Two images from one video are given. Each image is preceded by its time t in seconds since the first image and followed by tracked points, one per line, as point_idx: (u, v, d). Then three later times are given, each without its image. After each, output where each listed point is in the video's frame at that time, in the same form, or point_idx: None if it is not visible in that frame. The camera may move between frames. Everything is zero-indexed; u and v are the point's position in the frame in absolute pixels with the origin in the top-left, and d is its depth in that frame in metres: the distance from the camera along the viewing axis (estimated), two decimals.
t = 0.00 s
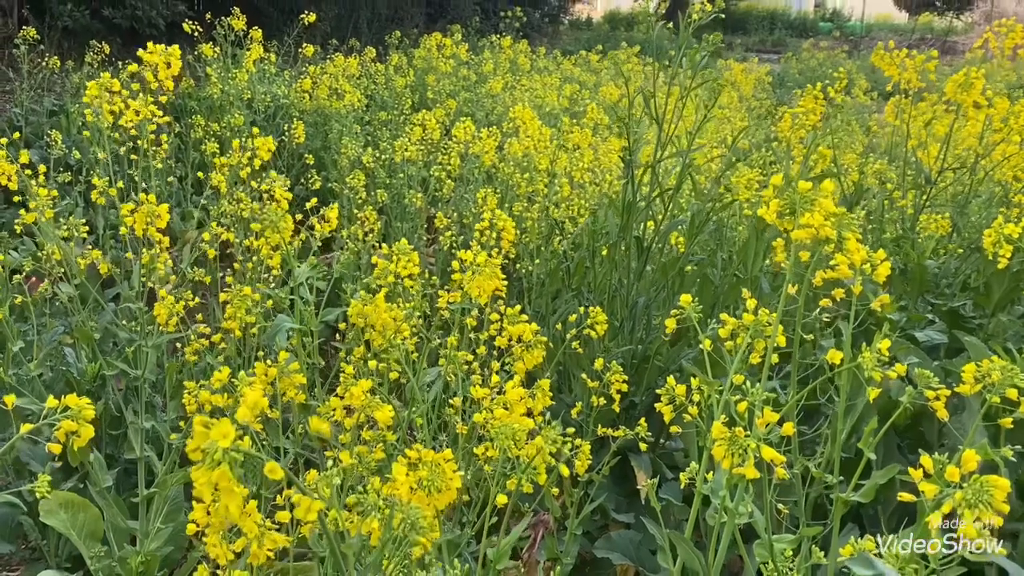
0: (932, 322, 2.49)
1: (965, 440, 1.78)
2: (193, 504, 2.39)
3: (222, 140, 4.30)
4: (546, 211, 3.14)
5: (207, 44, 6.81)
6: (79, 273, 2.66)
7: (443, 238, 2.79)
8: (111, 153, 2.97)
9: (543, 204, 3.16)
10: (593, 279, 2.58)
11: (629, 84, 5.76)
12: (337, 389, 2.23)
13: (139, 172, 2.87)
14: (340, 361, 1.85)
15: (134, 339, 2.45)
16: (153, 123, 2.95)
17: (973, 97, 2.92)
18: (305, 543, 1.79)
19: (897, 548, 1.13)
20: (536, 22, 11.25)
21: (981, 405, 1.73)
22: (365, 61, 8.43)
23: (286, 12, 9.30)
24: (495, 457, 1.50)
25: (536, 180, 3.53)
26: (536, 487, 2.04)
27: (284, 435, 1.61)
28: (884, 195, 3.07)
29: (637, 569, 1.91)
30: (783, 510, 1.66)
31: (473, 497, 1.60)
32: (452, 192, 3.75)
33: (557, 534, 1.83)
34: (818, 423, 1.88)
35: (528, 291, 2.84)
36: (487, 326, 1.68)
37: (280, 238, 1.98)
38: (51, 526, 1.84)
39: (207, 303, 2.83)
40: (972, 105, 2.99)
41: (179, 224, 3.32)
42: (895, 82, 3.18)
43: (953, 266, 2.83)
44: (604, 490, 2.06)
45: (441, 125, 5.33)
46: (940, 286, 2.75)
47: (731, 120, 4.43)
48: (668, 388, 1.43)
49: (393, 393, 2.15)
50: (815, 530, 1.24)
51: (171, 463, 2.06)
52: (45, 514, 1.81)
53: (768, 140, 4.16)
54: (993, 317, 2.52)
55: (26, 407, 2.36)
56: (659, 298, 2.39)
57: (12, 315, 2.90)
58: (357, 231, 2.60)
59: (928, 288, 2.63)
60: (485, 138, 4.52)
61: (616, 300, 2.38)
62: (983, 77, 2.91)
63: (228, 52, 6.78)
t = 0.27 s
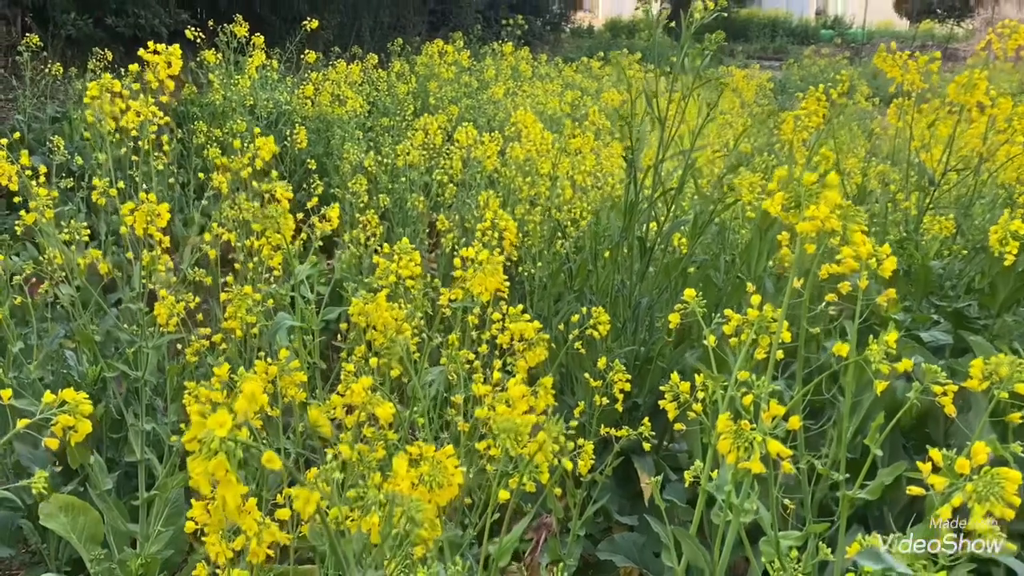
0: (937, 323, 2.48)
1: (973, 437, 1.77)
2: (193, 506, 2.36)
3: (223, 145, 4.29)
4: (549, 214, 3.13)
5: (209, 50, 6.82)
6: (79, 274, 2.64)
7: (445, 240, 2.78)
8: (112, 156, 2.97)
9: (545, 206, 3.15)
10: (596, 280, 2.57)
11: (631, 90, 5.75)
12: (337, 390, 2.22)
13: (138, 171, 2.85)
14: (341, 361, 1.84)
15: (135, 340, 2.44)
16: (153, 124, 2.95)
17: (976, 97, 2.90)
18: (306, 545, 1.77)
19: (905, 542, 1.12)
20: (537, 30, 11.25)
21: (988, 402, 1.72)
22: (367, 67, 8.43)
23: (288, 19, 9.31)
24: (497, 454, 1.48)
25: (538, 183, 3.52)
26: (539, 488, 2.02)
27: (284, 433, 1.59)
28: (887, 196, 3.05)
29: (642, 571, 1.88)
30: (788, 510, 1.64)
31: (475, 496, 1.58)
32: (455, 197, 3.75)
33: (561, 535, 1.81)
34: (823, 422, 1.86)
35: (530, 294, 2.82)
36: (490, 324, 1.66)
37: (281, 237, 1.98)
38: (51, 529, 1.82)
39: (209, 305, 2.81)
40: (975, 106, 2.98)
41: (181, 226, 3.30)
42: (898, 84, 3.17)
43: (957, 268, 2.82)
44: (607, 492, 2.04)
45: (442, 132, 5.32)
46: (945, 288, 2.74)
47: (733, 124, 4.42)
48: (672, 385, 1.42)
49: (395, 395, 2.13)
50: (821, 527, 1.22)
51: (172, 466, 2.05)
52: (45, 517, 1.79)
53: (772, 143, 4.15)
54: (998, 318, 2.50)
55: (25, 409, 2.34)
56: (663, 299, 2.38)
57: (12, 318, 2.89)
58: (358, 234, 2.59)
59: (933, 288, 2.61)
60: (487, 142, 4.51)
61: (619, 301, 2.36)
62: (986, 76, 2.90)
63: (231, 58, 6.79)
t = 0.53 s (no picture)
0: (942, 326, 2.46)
1: (981, 438, 1.75)
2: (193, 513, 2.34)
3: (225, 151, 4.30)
4: (551, 219, 3.12)
5: (212, 59, 6.83)
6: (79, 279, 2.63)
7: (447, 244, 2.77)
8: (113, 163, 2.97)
9: (547, 211, 3.14)
10: (598, 284, 2.55)
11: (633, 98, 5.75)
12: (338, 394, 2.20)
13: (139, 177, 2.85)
14: (342, 364, 1.82)
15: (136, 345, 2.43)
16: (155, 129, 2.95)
17: (979, 101, 2.90)
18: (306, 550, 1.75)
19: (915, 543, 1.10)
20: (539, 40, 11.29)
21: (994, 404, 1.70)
22: (369, 76, 8.44)
23: (291, 29, 9.35)
24: (499, 456, 1.47)
25: (540, 189, 3.51)
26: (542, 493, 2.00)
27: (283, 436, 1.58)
28: (891, 200, 3.04)
29: None
30: (794, 513, 1.62)
31: (476, 499, 1.57)
32: (457, 203, 3.74)
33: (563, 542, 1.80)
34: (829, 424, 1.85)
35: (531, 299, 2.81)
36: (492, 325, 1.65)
37: (281, 239, 1.96)
38: (52, 536, 1.80)
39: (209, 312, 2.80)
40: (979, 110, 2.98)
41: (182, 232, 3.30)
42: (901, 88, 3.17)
43: (961, 272, 2.80)
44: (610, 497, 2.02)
45: (445, 139, 5.32)
46: (950, 291, 2.71)
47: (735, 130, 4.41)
48: (676, 385, 1.40)
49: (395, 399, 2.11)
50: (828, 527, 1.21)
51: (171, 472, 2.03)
52: (44, 523, 1.78)
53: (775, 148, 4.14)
54: (1004, 321, 2.48)
55: (24, 415, 2.33)
56: (666, 303, 2.37)
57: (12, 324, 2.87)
58: (359, 239, 2.58)
59: (938, 292, 2.59)
60: (489, 149, 4.51)
61: (621, 304, 2.35)
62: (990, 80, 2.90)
63: (233, 67, 6.80)
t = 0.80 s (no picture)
0: (948, 334, 2.44)
1: (990, 444, 1.74)
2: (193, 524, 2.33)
3: (227, 163, 4.29)
4: (553, 229, 3.11)
5: (214, 73, 6.85)
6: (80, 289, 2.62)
7: (449, 253, 2.76)
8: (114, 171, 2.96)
9: (549, 221, 3.13)
10: (602, 293, 2.54)
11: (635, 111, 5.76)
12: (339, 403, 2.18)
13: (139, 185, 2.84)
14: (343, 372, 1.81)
15: (135, 355, 2.41)
16: (155, 137, 2.93)
17: (983, 109, 2.93)
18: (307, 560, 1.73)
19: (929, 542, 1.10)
20: (541, 56, 11.34)
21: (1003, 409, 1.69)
22: (371, 91, 8.46)
23: (294, 44, 9.39)
24: (502, 462, 1.45)
25: (542, 199, 3.50)
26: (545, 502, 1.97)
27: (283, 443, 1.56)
28: (894, 209, 3.03)
29: None
30: (802, 521, 1.60)
31: (480, 508, 1.55)
32: (459, 214, 3.73)
33: (567, 550, 1.77)
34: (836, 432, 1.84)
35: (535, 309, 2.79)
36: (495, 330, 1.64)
37: (282, 246, 1.95)
38: (50, 548, 1.76)
39: (211, 322, 2.79)
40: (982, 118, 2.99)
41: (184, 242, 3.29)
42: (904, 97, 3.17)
43: (967, 280, 2.78)
44: (615, 507, 2.00)
45: (447, 153, 5.33)
46: (955, 301, 2.69)
47: (738, 142, 4.41)
48: (681, 389, 1.38)
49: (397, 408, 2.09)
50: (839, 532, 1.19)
51: (171, 481, 2.01)
52: (43, 535, 1.74)
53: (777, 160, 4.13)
54: (1009, 329, 2.47)
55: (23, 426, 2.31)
56: (670, 311, 2.35)
57: (13, 335, 2.86)
58: (361, 248, 2.57)
59: (943, 300, 2.58)
60: (491, 161, 4.51)
61: (625, 312, 2.33)
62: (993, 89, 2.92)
63: (236, 81, 6.82)
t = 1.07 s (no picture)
0: (952, 342, 2.42)
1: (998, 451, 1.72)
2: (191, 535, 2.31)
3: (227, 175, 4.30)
4: (555, 238, 3.11)
5: (216, 86, 6.87)
6: (79, 298, 2.61)
7: (450, 262, 2.75)
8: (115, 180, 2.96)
9: (551, 231, 3.12)
10: (604, 301, 2.52)
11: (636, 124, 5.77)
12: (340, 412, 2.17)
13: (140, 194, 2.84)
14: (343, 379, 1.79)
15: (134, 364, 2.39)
16: (156, 145, 2.93)
17: (985, 117, 2.93)
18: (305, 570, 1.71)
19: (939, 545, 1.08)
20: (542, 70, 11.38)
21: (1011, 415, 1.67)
22: (372, 105, 8.49)
23: (294, 59, 9.61)
24: (505, 468, 1.43)
25: (543, 209, 3.50)
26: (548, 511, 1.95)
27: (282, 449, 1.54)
28: (897, 217, 3.02)
29: None
30: (808, 529, 1.58)
31: (482, 515, 1.52)
32: (460, 224, 3.73)
33: (569, 560, 1.75)
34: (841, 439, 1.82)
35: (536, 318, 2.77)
36: (498, 335, 1.62)
37: (282, 252, 1.94)
38: (48, 560, 1.73)
39: (211, 332, 2.78)
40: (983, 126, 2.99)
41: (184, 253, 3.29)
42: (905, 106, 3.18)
43: (971, 289, 2.76)
44: (617, 517, 1.97)
45: (447, 165, 5.33)
46: (959, 309, 2.67)
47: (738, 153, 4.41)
48: (686, 393, 1.37)
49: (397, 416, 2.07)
50: (847, 536, 1.17)
51: (170, 491, 1.99)
52: (40, 547, 1.71)
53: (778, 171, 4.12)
54: (1015, 335, 2.45)
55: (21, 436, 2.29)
56: (672, 319, 2.34)
57: (12, 344, 2.85)
58: (361, 256, 2.56)
59: (948, 306, 2.56)
60: (492, 172, 4.51)
61: (627, 319, 2.32)
62: (994, 97, 2.93)
63: (237, 94, 6.84)
